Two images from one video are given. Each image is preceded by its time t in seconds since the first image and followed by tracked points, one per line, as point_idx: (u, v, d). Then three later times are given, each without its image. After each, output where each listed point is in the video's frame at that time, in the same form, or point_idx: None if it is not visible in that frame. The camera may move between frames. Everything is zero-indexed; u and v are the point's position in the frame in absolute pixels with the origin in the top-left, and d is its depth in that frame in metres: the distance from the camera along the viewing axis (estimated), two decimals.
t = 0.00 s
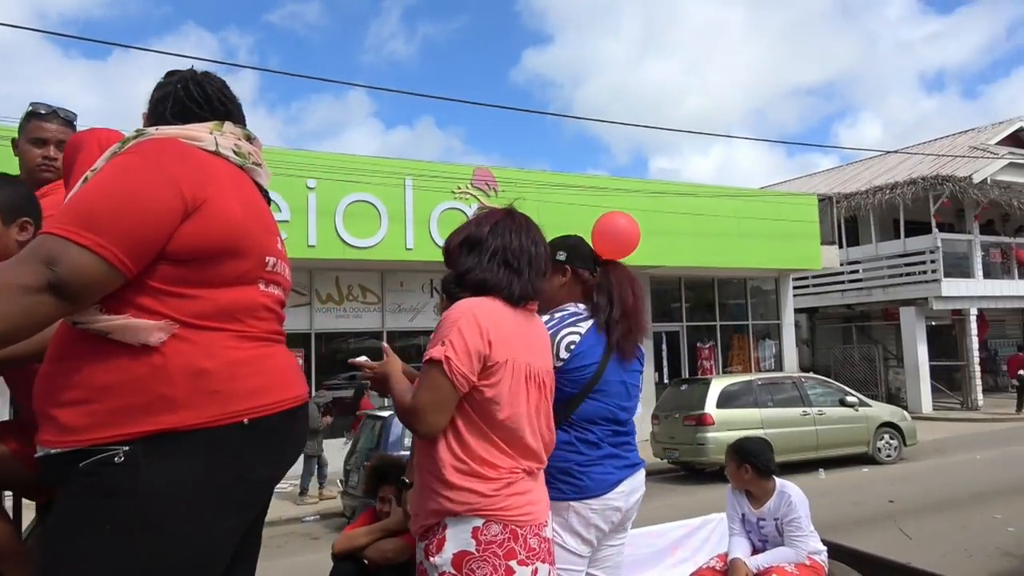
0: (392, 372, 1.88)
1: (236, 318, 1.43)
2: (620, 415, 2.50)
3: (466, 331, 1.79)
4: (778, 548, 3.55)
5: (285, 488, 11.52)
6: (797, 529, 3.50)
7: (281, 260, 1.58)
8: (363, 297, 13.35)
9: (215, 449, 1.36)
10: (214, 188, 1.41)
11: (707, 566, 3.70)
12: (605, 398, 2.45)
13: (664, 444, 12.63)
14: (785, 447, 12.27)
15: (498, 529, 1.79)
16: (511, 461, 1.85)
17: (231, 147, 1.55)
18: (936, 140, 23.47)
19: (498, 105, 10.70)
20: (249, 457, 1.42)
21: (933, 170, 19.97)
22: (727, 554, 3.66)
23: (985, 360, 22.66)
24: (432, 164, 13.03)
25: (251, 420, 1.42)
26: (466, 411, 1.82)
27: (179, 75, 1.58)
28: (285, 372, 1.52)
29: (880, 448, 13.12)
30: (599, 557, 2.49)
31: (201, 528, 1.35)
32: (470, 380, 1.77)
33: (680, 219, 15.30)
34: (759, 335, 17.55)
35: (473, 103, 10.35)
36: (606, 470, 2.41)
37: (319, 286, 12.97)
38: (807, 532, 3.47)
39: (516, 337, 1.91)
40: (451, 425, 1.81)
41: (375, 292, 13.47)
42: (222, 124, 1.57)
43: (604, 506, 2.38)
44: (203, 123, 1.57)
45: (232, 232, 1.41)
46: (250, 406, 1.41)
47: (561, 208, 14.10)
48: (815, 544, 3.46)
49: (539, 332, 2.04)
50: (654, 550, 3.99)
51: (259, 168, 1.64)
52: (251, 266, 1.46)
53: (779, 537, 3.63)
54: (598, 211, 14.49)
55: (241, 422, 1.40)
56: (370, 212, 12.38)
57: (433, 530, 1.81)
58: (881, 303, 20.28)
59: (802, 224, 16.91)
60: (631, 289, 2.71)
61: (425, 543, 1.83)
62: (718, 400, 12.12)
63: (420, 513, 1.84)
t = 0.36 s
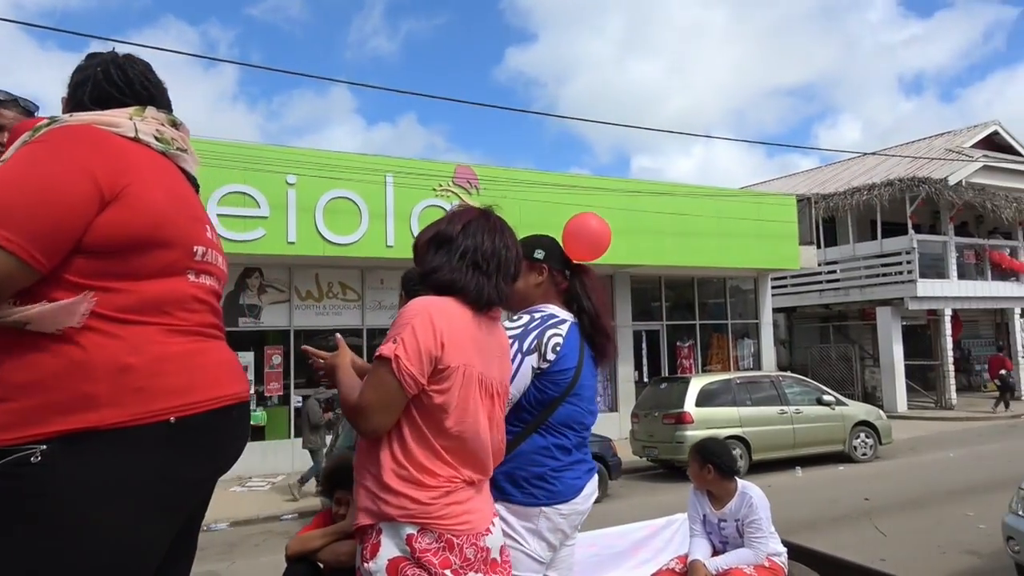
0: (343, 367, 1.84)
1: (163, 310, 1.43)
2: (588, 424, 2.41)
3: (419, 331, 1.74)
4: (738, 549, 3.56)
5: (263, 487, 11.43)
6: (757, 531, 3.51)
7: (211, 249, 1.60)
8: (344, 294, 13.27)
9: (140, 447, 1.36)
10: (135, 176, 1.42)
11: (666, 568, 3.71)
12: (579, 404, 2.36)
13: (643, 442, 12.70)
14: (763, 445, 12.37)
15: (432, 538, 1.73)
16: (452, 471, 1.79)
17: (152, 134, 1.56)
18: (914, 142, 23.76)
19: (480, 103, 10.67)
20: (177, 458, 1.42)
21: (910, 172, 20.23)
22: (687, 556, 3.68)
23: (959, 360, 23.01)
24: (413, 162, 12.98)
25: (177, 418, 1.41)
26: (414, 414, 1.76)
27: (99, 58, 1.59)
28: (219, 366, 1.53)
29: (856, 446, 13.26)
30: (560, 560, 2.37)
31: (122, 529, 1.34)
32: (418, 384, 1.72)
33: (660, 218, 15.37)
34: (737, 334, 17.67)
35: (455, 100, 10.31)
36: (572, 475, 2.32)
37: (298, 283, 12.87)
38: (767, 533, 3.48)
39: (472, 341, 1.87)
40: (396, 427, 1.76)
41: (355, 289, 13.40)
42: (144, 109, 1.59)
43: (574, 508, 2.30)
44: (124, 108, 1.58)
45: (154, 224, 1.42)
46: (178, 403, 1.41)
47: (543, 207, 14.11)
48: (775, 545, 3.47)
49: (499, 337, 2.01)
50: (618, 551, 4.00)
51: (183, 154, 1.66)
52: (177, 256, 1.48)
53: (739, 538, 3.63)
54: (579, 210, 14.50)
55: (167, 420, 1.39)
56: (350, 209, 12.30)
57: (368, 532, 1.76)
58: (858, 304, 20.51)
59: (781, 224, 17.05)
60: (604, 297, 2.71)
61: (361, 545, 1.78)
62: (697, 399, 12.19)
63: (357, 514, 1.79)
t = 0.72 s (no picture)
0: (253, 367, 1.75)
1: (37, 307, 1.39)
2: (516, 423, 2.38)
3: (343, 334, 1.71)
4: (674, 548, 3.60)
5: (219, 487, 11.21)
6: (693, 530, 3.55)
7: (99, 241, 1.55)
8: (304, 290, 13.07)
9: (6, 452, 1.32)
10: (9, 165, 1.39)
11: (602, 568, 3.75)
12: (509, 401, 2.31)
13: (604, 439, 12.81)
14: (721, 441, 12.56)
15: (342, 548, 1.69)
16: (368, 481, 1.75)
17: (34, 119, 1.51)
18: (868, 145, 24.31)
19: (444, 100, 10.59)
20: (48, 464, 1.37)
21: (865, 175, 20.69)
22: (622, 556, 3.71)
23: (910, 358, 23.64)
24: (375, 157, 12.85)
25: (46, 423, 1.37)
26: (332, 419, 1.72)
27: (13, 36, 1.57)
28: (102, 366, 1.49)
29: (810, 442, 13.53)
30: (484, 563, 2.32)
31: (6, 532, 1.31)
32: (340, 388, 1.68)
33: (622, 217, 15.48)
34: (697, 332, 17.89)
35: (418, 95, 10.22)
36: (497, 475, 2.27)
37: (257, 279, 12.66)
38: (703, 532, 3.53)
39: (397, 343, 1.85)
40: (314, 433, 1.71)
41: (315, 286, 13.22)
42: (28, 94, 1.54)
43: (498, 509, 2.25)
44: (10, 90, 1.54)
45: (28, 216, 1.38)
46: (47, 407, 1.37)
47: (506, 204, 14.09)
48: (710, 544, 3.52)
49: (420, 341, 2.00)
50: (560, 551, 4.05)
51: (73, 140, 1.60)
52: (58, 249, 1.43)
53: (676, 537, 3.68)
54: (543, 208, 14.52)
55: (33, 425, 1.35)
56: (311, 204, 12.12)
57: (271, 543, 1.69)
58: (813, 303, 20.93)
59: (740, 224, 17.31)
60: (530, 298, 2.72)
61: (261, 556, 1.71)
62: (657, 396, 12.32)
63: (261, 525, 1.72)
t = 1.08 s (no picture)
0: (134, 366, 1.62)
1: None
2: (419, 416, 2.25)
3: (246, 327, 1.67)
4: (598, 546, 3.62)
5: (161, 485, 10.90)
6: (617, 527, 3.58)
7: None
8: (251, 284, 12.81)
9: None
10: None
11: (526, 568, 3.74)
12: (408, 394, 2.17)
13: (554, 434, 12.89)
14: (668, 436, 12.74)
15: (235, 552, 1.65)
16: (265, 481, 1.70)
17: None
18: (813, 147, 24.95)
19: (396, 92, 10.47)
20: None
21: (809, 176, 21.22)
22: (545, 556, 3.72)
23: (851, 354, 24.35)
24: (326, 149, 12.63)
25: None
26: (229, 416, 1.66)
27: None
28: None
29: (755, 436, 13.82)
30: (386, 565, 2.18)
31: None
32: (240, 382, 1.64)
33: (574, 213, 15.57)
34: (646, 328, 18.12)
35: (369, 86, 10.09)
36: (394, 474, 2.12)
37: (201, 272, 12.33)
38: (626, 530, 3.56)
39: (300, 338, 1.83)
40: (206, 432, 1.64)
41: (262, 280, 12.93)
42: None
43: (394, 510, 2.10)
44: None
45: None
46: None
47: (459, 199, 14.02)
48: (632, 540, 3.55)
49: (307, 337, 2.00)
50: (486, 550, 4.06)
51: None
52: None
53: (599, 535, 3.69)
54: (495, 203, 14.49)
55: None
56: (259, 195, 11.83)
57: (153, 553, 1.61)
58: (759, 300, 21.40)
59: (689, 222, 17.57)
60: (426, 268, 2.49)
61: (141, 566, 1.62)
62: (606, 391, 12.43)
63: (145, 534, 1.62)
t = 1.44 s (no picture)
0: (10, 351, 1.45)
1: None
2: (319, 404, 2.15)
3: (152, 315, 1.63)
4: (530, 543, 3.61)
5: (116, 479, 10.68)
6: (549, 524, 3.58)
7: None
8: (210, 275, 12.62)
9: None
10: None
11: (456, 566, 3.70)
12: (297, 383, 2.06)
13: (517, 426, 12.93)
14: (631, 427, 12.86)
15: (128, 552, 1.62)
16: (161, 477, 1.68)
17: None
18: (775, 143, 25.33)
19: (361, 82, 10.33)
20: None
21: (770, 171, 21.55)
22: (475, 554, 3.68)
23: (808, 347, 24.85)
24: (288, 138, 12.44)
25: None
26: (125, 410, 1.61)
27: None
28: None
29: (715, 427, 14.02)
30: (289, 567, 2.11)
31: None
32: (140, 370, 1.59)
33: (540, 206, 15.58)
34: (610, 321, 18.25)
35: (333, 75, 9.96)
36: (288, 469, 2.03)
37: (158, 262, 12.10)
38: (559, 527, 3.56)
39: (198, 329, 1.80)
40: (102, 425, 1.59)
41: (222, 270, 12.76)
42: None
43: (289, 509, 2.01)
44: None
45: None
46: None
47: (423, 190, 13.90)
48: (565, 538, 3.56)
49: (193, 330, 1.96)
50: (422, 547, 4.05)
51: None
52: None
53: (532, 532, 3.69)
54: (460, 194, 14.42)
55: None
56: (219, 184, 11.59)
57: (35, 558, 1.56)
58: (720, 293, 21.71)
59: (653, 216, 17.70)
60: (297, 248, 2.29)
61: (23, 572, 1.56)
62: (570, 383, 12.51)
63: (30, 536, 1.56)
